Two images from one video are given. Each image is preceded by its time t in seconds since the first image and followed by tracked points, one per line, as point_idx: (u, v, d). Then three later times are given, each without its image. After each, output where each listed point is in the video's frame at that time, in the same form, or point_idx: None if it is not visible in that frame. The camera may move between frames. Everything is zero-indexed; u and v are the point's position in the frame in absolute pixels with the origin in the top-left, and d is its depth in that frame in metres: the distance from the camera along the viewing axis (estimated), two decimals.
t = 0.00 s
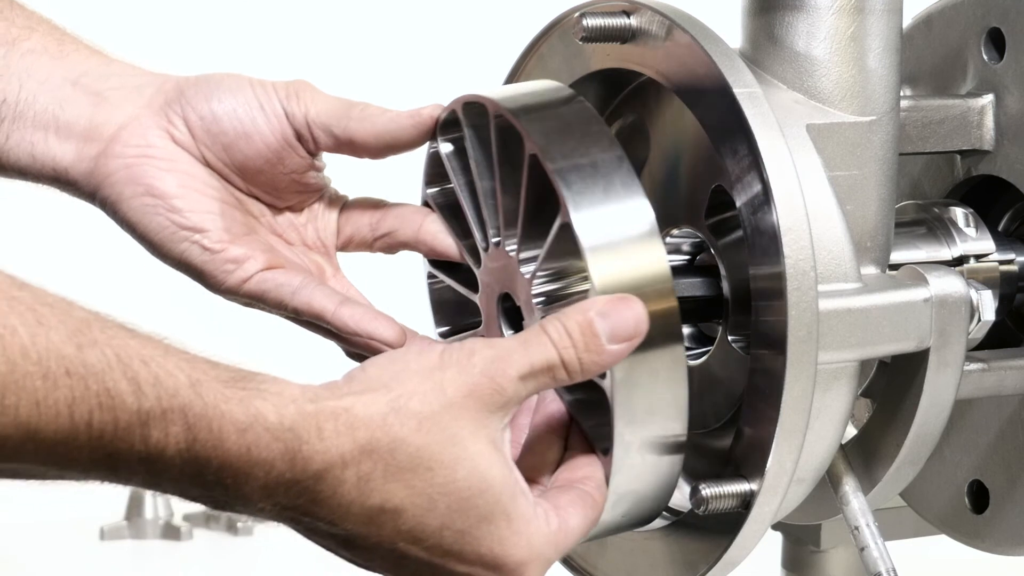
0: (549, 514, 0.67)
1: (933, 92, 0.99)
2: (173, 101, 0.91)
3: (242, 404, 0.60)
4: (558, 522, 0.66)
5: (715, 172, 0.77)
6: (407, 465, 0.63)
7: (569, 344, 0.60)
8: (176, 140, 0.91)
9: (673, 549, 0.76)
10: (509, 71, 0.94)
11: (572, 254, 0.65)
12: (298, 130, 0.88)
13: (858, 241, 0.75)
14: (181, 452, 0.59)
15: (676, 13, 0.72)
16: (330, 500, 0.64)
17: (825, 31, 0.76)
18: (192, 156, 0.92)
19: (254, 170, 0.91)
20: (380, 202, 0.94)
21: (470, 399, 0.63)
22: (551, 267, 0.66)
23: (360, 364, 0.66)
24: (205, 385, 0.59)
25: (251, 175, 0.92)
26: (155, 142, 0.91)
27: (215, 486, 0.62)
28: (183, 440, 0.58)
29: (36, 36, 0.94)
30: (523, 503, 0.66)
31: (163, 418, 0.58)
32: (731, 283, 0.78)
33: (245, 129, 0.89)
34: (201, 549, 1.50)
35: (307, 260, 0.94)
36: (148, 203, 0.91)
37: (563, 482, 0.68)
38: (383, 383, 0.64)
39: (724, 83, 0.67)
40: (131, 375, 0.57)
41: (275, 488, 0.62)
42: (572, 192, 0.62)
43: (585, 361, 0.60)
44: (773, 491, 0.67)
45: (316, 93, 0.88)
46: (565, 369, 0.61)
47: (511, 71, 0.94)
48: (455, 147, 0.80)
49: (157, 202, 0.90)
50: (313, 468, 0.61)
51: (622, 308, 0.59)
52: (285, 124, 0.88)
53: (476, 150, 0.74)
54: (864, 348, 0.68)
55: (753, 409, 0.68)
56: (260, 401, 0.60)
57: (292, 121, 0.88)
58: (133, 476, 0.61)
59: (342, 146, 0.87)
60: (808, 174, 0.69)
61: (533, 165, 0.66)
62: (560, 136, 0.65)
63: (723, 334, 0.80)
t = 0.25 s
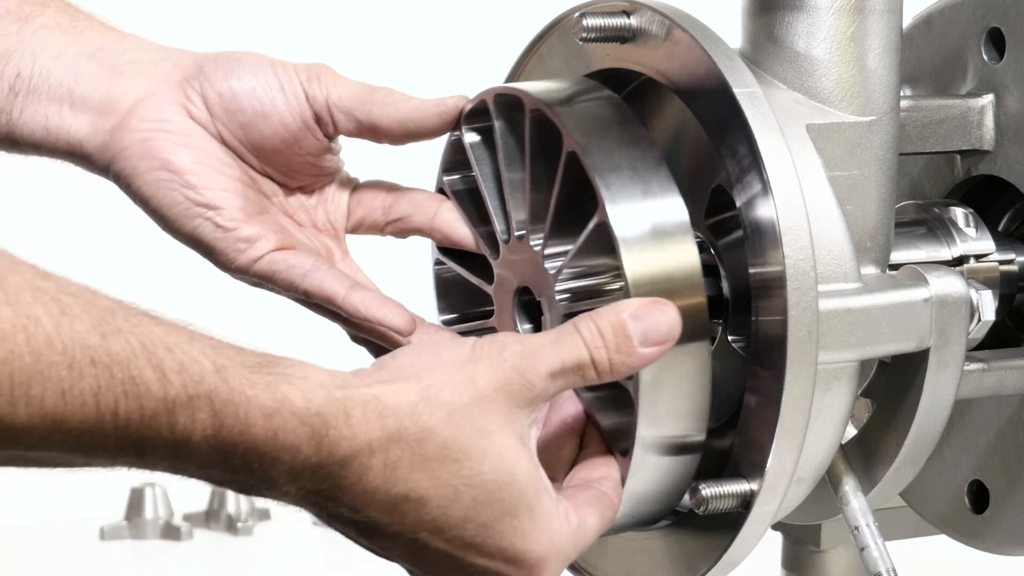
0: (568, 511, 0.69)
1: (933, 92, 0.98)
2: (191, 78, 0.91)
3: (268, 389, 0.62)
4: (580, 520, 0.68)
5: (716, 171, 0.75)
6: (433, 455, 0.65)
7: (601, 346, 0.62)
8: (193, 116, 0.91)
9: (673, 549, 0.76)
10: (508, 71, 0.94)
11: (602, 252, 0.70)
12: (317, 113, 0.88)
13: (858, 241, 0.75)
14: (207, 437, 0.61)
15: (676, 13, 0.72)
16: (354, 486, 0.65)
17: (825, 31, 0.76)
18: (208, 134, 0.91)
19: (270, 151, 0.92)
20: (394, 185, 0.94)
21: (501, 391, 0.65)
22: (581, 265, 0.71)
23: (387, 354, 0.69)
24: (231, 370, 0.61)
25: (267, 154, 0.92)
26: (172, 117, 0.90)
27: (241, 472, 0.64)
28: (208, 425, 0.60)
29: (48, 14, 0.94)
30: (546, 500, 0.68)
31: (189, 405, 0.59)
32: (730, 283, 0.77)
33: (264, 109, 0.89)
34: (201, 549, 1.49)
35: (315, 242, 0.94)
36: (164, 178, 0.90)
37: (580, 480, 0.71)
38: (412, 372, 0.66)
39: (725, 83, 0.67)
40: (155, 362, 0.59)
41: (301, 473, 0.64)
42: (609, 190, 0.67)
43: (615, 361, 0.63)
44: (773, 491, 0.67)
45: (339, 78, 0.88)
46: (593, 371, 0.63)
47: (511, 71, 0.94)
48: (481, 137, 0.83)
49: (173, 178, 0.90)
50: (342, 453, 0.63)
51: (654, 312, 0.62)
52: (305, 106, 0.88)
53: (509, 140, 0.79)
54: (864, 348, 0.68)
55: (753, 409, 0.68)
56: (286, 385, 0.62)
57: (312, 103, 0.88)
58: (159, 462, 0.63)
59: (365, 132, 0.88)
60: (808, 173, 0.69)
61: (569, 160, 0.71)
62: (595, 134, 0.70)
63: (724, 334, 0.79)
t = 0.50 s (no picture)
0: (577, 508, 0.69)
1: (933, 92, 0.98)
2: (205, 52, 0.90)
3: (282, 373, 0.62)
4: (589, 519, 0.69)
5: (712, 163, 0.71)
6: (449, 445, 0.65)
7: (620, 347, 0.63)
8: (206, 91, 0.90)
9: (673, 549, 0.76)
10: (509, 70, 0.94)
11: (620, 254, 0.72)
12: (331, 93, 0.88)
13: (858, 242, 0.75)
14: (222, 424, 0.61)
15: (676, 14, 0.72)
16: (366, 473, 0.65)
17: (825, 31, 0.76)
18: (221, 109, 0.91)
19: (282, 130, 0.91)
20: (401, 168, 0.94)
21: (521, 386, 0.65)
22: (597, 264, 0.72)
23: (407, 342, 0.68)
24: (245, 358, 0.61)
25: (278, 132, 0.91)
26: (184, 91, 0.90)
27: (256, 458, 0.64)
28: (222, 413, 0.60)
29: None
30: (558, 497, 0.68)
31: (203, 394, 0.60)
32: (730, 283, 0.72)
33: (278, 86, 0.89)
34: (202, 549, 1.49)
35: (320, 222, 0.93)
36: (174, 151, 0.89)
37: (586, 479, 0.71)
38: (433, 360, 0.66)
39: (725, 84, 0.67)
40: (168, 354, 0.59)
41: (316, 457, 0.64)
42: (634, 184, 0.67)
43: (632, 365, 0.63)
44: (773, 491, 0.67)
45: (355, 61, 0.87)
46: (611, 373, 0.63)
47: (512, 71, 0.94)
48: (500, 127, 0.84)
49: (184, 151, 0.89)
50: (360, 435, 0.63)
51: (675, 318, 0.62)
52: (319, 86, 0.88)
53: (533, 132, 0.80)
54: (864, 348, 0.68)
55: (753, 408, 0.68)
56: (300, 371, 0.62)
57: (327, 83, 0.87)
58: (176, 449, 0.63)
59: (379, 116, 0.87)
60: (808, 173, 0.69)
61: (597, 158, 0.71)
62: (624, 133, 0.70)
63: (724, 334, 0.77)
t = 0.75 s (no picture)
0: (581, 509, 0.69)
1: (933, 92, 0.98)
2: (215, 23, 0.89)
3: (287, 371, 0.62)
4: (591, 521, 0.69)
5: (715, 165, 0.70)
6: (459, 441, 0.65)
7: (630, 352, 0.62)
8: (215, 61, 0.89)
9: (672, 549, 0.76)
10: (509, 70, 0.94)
11: (631, 257, 0.72)
12: (341, 71, 0.87)
13: (858, 241, 0.75)
14: (228, 422, 0.61)
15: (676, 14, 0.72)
16: (372, 467, 0.65)
17: (825, 31, 0.76)
18: (229, 82, 0.90)
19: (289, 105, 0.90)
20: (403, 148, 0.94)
21: (529, 386, 0.65)
22: (608, 267, 0.72)
23: (419, 336, 0.68)
24: (250, 355, 0.61)
25: (285, 108, 0.90)
26: (192, 61, 0.89)
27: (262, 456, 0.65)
28: (228, 412, 0.61)
29: None
30: (562, 498, 0.68)
31: (209, 393, 0.60)
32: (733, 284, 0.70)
33: (289, 61, 0.88)
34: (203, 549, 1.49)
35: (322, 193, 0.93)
36: (181, 121, 0.89)
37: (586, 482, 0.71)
38: (446, 356, 0.66)
39: (726, 84, 0.67)
40: (172, 354, 0.59)
41: (322, 451, 0.64)
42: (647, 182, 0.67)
43: (640, 372, 0.63)
44: (773, 491, 0.67)
45: (368, 39, 0.87)
46: (619, 378, 0.63)
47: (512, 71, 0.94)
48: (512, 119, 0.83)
49: (192, 122, 0.89)
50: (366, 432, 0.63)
51: (685, 328, 0.61)
52: (329, 62, 0.87)
53: (547, 126, 0.79)
54: (864, 348, 0.68)
55: (753, 408, 0.68)
56: (308, 367, 0.62)
57: (336, 61, 0.86)
58: (187, 442, 0.63)
59: (390, 100, 0.87)
60: (809, 173, 0.69)
61: (614, 161, 0.70)
62: (637, 133, 0.70)
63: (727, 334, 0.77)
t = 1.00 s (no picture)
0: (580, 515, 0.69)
1: (933, 92, 0.98)
2: (211, 36, 0.89)
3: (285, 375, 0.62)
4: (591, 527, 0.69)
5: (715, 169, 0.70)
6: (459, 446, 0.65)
7: (629, 359, 0.62)
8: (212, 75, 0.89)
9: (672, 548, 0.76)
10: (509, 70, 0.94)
11: (631, 260, 0.72)
12: (337, 84, 0.87)
13: (858, 241, 0.75)
14: (228, 429, 0.61)
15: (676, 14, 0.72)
16: (374, 473, 0.65)
17: (825, 31, 0.76)
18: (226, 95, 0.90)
19: (287, 116, 0.90)
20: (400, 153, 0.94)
21: (530, 392, 0.65)
22: (608, 270, 0.72)
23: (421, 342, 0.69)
24: (251, 362, 0.61)
25: (283, 120, 0.90)
26: (189, 75, 0.89)
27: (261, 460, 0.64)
28: (230, 418, 0.61)
29: None
30: (561, 504, 0.68)
31: (210, 399, 0.60)
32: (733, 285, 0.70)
33: (285, 74, 0.88)
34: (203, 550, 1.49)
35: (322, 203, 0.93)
36: (179, 138, 0.89)
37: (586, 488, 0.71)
38: (444, 364, 0.66)
39: (726, 85, 0.67)
40: (173, 360, 0.59)
41: (323, 459, 0.64)
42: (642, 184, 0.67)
43: (639, 380, 0.62)
44: (773, 491, 0.67)
45: (363, 52, 0.86)
46: (619, 386, 0.63)
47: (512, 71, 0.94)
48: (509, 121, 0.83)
49: (190, 137, 0.89)
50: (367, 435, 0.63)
51: (683, 335, 0.61)
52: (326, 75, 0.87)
53: (543, 127, 0.80)
54: (864, 348, 0.68)
55: (753, 408, 0.68)
56: (309, 373, 0.62)
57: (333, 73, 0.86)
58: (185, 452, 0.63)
59: (382, 115, 0.86)
60: (809, 173, 0.69)
61: (611, 165, 0.70)
62: (633, 135, 0.70)
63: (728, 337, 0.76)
